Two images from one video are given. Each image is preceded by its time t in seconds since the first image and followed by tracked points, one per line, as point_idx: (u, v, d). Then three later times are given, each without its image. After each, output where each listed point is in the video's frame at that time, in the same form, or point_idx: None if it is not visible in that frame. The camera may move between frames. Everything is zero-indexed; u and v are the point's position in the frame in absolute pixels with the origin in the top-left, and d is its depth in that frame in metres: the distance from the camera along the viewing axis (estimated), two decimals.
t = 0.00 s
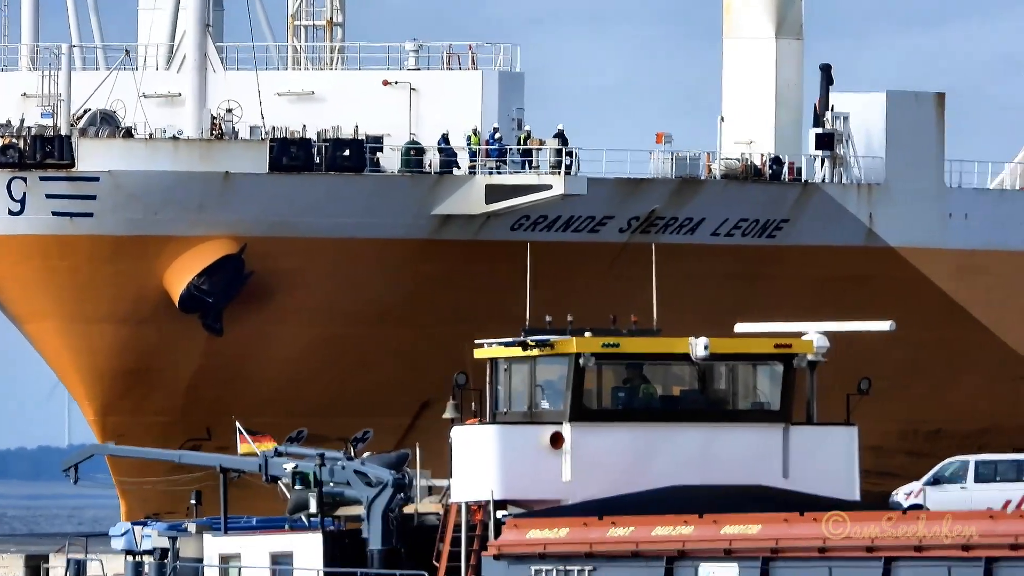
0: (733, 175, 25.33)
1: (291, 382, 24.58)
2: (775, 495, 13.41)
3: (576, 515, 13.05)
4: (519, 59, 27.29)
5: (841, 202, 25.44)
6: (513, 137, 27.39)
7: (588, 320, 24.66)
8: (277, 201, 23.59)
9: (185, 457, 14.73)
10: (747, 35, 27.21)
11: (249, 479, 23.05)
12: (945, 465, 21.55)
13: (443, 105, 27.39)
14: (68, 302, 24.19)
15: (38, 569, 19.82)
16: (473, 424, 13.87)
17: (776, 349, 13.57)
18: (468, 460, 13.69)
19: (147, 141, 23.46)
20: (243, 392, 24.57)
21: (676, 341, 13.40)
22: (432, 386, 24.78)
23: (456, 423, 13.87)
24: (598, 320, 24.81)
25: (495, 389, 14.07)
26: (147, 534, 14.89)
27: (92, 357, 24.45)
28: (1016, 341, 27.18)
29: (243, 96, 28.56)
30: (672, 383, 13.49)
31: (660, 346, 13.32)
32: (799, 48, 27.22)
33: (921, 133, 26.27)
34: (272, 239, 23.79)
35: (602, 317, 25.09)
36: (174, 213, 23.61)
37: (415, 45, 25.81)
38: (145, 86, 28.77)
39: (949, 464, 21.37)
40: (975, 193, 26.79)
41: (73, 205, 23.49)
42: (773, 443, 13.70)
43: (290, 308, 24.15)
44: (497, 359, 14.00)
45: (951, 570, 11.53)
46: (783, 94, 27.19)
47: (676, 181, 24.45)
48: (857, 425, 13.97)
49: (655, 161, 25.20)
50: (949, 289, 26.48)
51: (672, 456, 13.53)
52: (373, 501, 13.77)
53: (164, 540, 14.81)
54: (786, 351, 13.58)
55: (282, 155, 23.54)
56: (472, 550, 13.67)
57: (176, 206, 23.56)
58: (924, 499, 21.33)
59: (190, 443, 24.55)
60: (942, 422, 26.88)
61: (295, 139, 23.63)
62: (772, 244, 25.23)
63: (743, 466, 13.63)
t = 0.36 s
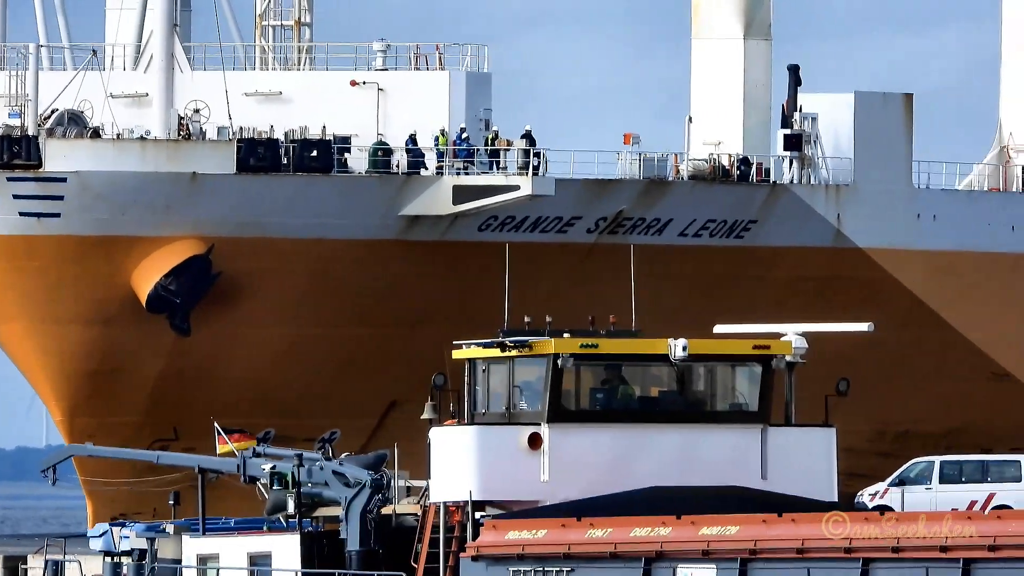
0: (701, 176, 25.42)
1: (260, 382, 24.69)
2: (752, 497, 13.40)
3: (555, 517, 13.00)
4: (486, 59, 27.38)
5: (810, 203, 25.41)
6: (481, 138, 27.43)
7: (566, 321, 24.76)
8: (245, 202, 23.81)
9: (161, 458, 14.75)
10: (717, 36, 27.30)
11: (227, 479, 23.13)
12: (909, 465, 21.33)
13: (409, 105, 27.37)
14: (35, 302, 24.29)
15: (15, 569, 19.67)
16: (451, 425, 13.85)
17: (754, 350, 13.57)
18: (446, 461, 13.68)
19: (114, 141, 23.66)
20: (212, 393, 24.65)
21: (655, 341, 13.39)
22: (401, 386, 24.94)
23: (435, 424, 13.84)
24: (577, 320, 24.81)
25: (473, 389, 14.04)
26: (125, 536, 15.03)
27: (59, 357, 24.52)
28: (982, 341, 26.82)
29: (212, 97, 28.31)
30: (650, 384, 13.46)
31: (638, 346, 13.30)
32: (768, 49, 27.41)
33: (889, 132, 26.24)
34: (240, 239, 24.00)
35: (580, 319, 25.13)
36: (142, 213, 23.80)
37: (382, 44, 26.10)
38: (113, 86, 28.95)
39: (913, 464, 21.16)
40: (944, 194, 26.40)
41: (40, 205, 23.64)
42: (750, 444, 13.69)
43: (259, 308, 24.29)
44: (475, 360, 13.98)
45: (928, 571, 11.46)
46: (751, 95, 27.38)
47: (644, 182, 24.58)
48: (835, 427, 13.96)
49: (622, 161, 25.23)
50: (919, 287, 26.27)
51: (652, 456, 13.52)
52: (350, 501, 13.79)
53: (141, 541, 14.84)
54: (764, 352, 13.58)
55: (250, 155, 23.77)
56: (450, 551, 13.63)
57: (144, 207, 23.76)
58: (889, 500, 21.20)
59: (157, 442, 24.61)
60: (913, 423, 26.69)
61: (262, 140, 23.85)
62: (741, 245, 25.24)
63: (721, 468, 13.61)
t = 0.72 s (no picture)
0: (663, 174, 25.59)
1: (222, 383, 25.08)
2: (723, 496, 13.39)
3: (527, 517, 12.97)
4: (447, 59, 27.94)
5: (772, 202, 25.94)
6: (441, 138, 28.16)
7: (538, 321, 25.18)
8: (207, 203, 24.33)
9: (133, 458, 14.95)
10: (676, 35, 27.49)
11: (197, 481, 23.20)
12: (871, 464, 21.45)
13: (371, 105, 28.06)
14: None
15: None
16: (423, 425, 13.79)
17: (725, 350, 13.54)
18: (417, 460, 13.64)
19: (74, 141, 23.96)
20: (174, 393, 25.09)
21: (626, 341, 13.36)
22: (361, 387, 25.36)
23: (406, 424, 13.81)
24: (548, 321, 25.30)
25: (444, 389, 14.02)
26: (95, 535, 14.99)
27: (19, 358, 24.88)
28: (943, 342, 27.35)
29: (172, 97, 28.82)
30: (621, 383, 13.44)
31: (609, 346, 13.26)
32: (729, 49, 27.56)
33: (851, 131, 26.76)
34: (199, 240, 24.52)
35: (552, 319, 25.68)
36: (103, 214, 24.31)
37: (342, 44, 26.54)
38: (73, 87, 29.37)
39: (875, 464, 21.28)
40: (904, 195, 26.98)
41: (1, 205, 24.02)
42: (721, 443, 13.68)
43: (218, 307, 24.78)
44: (446, 360, 13.97)
45: (898, 571, 11.44)
46: (712, 93, 27.48)
47: (605, 182, 25.03)
48: (806, 426, 13.96)
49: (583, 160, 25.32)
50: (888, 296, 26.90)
51: (623, 456, 13.50)
52: (322, 502, 13.78)
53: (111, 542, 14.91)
54: (735, 352, 13.56)
55: (210, 155, 24.16)
56: (421, 552, 13.60)
57: (104, 208, 24.27)
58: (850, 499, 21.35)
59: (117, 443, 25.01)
60: (870, 423, 27.08)
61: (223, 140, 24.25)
62: (700, 244, 25.77)
63: (691, 468, 13.60)
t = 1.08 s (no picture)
0: (615, 175, 25.83)
1: (174, 384, 24.84)
2: (688, 496, 13.41)
3: (492, 516, 12.93)
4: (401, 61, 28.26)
5: (724, 202, 26.09)
6: (394, 137, 28.56)
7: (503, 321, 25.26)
8: (161, 201, 24.33)
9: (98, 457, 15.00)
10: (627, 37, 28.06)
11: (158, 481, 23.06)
12: (829, 465, 21.50)
13: (323, 105, 28.32)
14: None
15: None
16: (386, 425, 13.83)
17: (689, 351, 13.55)
18: (382, 459, 13.63)
19: (27, 141, 24.18)
20: (127, 392, 24.80)
21: (591, 341, 13.37)
22: (315, 385, 25.09)
23: (370, 423, 13.81)
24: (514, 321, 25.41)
25: (408, 389, 14.02)
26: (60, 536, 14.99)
27: None
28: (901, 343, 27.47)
29: (123, 95, 29.45)
30: (586, 384, 13.45)
31: (572, 346, 13.29)
32: (683, 48, 28.12)
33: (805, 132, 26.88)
34: (152, 239, 24.48)
35: (517, 320, 25.66)
36: (56, 211, 24.11)
37: (296, 44, 26.80)
38: (26, 87, 29.57)
39: (833, 464, 21.35)
40: (859, 194, 27.15)
41: None
42: (685, 444, 13.69)
43: (172, 306, 24.71)
44: (410, 360, 13.98)
45: (864, 570, 11.44)
46: (666, 95, 28.16)
47: (559, 181, 25.10)
48: (771, 427, 13.98)
49: (536, 161, 25.48)
50: (832, 289, 26.95)
51: (588, 456, 13.49)
52: (285, 503, 13.83)
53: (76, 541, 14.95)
54: (699, 352, 13.56)
55: (163, 154, 24.26)
56: (386, 551, 13.64)
57: (57, 207, 24.10)
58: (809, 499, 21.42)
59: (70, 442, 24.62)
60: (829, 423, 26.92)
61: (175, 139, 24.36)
62: (654, 244, 25.89)
63: (656, 468, 13.60)
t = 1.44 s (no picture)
0: (570, 176, 25.61)
1: (128, 386, 24.07)
2: (655, 498, 13.39)
3: (457, 518, 12.87)
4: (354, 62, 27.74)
5: (679, 204, 25.61)
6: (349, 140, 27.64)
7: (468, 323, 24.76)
8: (119, 203, 24.01)
9: (62, 459, 15.16)
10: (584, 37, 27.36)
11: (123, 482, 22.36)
12: (792, 467, 21.42)
13: (277, 108, 27.50)
14: None
15: None
16: (352, 427, 13.85)
17: (655, 352, 13.55)
18: (347, 462, 13.60)
19: None
20: (81, 395, 24.02)
21: (555, 343, 13.34)
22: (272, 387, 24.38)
23: (335, 426, 13.76)
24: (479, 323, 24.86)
25: (374, 392, 14.03)
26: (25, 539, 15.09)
27: None
28: (875, 347, 26.73)
29: (79, 98, 28.49)
30: (551, 386, 13.42)
31: (537, 347, 13.26)
32: (639, 49, 27.40)
33: (759, 133, 26.21)
34: (110, 242, 24.12)
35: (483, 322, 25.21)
36: (14, 213, 23.87)
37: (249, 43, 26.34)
38: None
39: (796, 465, 21.23)
40: (811, 194, 26.41)
41: None
42: (651, 445, 13.69)
43: (129, 308, 24.14)
44: (376, 362, 13.98)
45: (828, 572, 11.41)
46: (623, 94, 27.47)
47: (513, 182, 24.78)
48: (736, 428, 14.02)
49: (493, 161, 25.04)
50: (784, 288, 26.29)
51: (553, 458, 13.49)
52: (251, 504, 14.08)
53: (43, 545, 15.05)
54: (665, 353, 13.57)
55: (117, 157, 24.00)
56: (351, 554, 13.62)
57: (14, 208, 23.85)
58: (770, 502, 21.28)
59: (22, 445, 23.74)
60: (801, 426, 26.17)
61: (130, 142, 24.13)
62: (610, 245, 25.39)
63: (621, 469, 13.60)
